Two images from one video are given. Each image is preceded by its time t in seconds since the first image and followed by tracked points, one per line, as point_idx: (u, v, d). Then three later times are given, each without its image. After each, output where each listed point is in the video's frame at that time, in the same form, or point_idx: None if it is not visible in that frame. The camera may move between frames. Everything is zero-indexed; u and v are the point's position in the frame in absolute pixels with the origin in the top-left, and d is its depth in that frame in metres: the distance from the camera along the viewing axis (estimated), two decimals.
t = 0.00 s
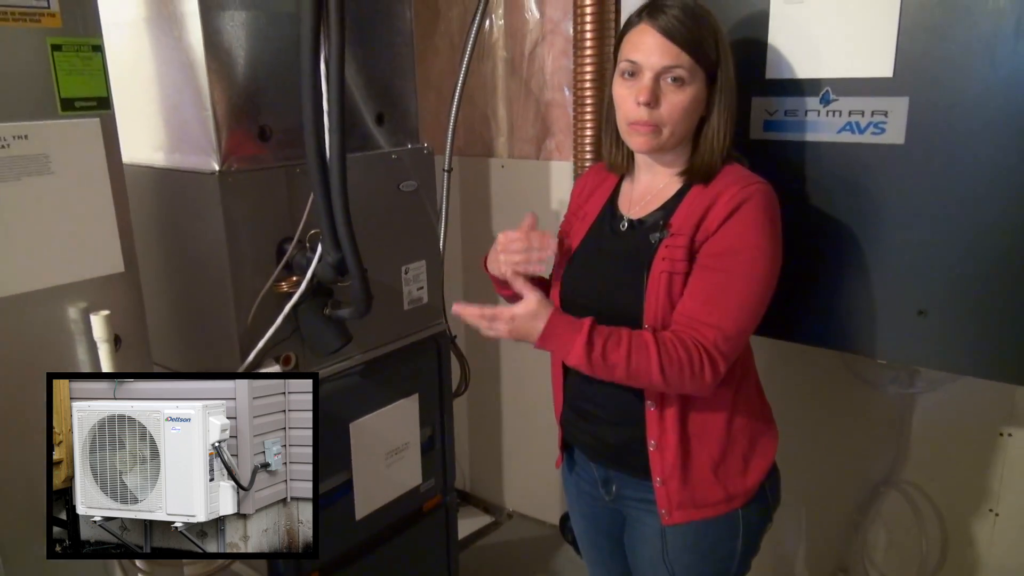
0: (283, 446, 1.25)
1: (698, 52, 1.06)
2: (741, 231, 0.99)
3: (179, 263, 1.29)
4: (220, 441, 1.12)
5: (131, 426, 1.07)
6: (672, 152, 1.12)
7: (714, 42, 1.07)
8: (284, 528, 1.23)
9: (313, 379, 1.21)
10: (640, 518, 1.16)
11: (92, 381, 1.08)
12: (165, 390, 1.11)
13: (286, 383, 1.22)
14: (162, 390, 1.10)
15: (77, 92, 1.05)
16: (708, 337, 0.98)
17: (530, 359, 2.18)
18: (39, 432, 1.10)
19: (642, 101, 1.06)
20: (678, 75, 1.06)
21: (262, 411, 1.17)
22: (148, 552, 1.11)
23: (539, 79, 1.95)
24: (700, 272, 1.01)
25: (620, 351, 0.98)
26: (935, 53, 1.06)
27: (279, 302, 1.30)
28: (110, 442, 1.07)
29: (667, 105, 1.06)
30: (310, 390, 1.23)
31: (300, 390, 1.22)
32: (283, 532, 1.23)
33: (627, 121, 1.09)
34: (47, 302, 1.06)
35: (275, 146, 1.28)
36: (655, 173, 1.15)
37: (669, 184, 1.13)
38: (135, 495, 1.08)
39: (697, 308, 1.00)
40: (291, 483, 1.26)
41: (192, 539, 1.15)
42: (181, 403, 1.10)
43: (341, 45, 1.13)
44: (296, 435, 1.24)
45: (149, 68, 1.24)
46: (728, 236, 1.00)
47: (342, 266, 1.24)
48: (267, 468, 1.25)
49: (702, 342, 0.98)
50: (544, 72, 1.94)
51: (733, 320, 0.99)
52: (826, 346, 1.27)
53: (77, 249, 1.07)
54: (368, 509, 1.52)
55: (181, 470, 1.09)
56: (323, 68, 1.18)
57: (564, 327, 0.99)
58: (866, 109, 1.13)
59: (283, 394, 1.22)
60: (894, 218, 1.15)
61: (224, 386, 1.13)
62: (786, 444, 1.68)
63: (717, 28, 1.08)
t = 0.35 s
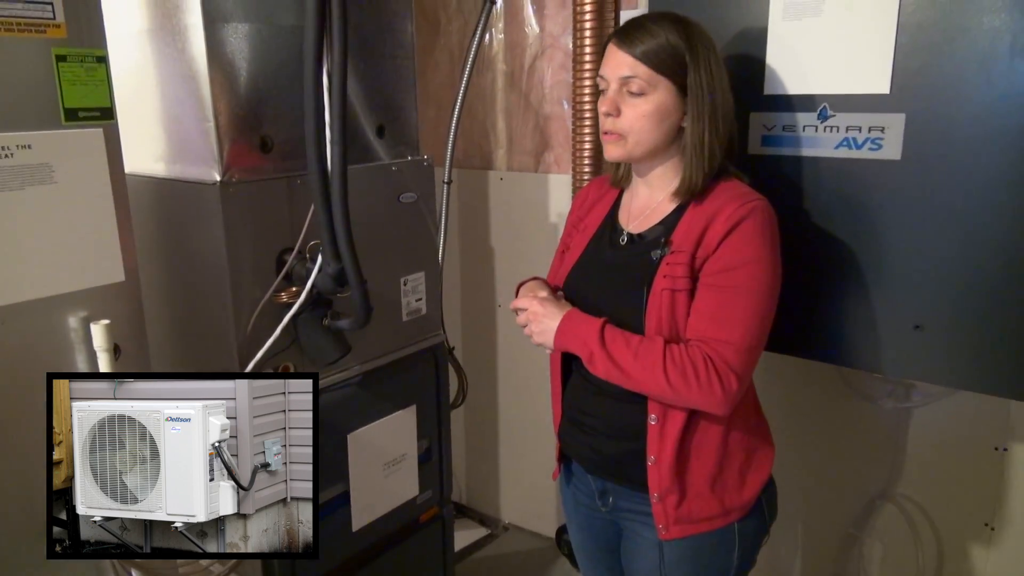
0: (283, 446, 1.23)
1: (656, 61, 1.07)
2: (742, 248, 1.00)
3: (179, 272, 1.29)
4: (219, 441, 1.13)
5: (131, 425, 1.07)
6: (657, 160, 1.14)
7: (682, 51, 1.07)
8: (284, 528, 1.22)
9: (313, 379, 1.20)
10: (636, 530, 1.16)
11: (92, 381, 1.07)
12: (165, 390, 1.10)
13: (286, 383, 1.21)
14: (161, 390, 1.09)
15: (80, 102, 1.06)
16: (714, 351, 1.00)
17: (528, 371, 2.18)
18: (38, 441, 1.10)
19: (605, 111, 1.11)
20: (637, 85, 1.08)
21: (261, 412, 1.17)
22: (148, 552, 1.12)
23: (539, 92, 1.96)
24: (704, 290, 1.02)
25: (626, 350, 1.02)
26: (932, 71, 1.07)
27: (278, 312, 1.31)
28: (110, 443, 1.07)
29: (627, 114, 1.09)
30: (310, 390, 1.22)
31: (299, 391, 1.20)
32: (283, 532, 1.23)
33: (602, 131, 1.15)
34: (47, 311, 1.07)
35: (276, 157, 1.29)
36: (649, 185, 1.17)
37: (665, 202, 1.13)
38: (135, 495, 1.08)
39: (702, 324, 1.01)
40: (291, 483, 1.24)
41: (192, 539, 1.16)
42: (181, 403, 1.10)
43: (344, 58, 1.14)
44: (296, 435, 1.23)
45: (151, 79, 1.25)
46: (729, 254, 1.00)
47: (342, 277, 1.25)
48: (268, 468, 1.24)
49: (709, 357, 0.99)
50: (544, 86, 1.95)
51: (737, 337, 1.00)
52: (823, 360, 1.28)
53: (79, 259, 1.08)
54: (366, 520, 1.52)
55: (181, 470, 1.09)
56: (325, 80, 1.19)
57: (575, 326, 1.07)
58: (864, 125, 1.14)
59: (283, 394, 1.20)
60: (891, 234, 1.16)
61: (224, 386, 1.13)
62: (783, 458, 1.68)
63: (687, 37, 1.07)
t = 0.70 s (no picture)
0: (283, 446, 1.22)
1: (645, 71, 1.07)
2: (740, 259, 1.00)
3: (176, 281, 1.29)
4: (220, 441, 1.12)
5: (131, 426, 1.07)
6: (651, 172, 1.14)
7: (671, 61, 1.07)
8: (284, 528, 1.21)
9: (313, 379, 1.19)
10: (633, 540, 1.16)
11: (91, 381, 1.07)
12: (164, 390, 1.09)
13: (286, 383, 1.19)
14: (161, 390, 1.09)
15: (78, 109, 1.06)
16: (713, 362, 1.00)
17: (525, 381, 2.18)
18: (34, 449, 1.09)
19: (595, 122, 1.12)
20: (626, 96, 1.09)
21: (261, 411, 1.15)
22: (148, 552, 1.11)
23: (536, 102, 1.97)
24: (702, 301, 1.02)
25: (627, 360, 1.02)
26: (928, 82, 1.08)
27: (275, 321, 1.30)
28: (110, 443, 1.07)
29: (618, 125, 1.10)
30: (310, 390, 1.20)
31: (300, 391, 1.19)
32: (283, 532, 1.22)
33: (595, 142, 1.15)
34: (43, 319, 1.06)
35: (274, 166, 1.29)
36: (643, 195, 1.17)
37: (657, 213, 1.13)
38: (135, 495, 1.08)
39: (701, 334, 1.01)
40: (291, 483, 1.22)
41: (192, 539, 1.15)
42: (181, 403, 1.09)
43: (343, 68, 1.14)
44: (296, 435, 1.22)
45: (150, 88, 1.25)
46: (727, 264, 1.01)
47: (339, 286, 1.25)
48: (268, 468, 1.22)
49: (707, 367, 1.00)
50: (541, 96, 1.95)
51: (735, 347, 1.00)
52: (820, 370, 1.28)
53: (76, 268, 1.08)
54: (361, 530, 1.51)
55: (181, 470, 1.09)
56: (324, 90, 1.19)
57: (576, 336, 1.06)
58: (860, 135, 1.15)
59: (283, 394, 1.19)
60: (888, 244, 1.16)
61: (224, 386, 1.12)
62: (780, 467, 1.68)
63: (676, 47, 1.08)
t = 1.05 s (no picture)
0: (283, 446, 1.23)
1: (649, 70, 1.05)
2: (745, 260, 0.98)
3: (168, 283, 1.27)
4: (219, 441, 1.12)
5: (132, 425, 1.06)
6: (651, 173, 1.12)
7: (675, 60, 1.05)
8: (284, 528, 1.23)
9: (313, 379, 1.20)
10: (633, 546, 1.14)
11: (91, 381, 1.06)
12: (164, 390, 1.09)
13: (286, 383, 1.20)
14: (161, 390, 1.08)
15: (66, 108, 1.04)
16: (718, 364, 0.98)
17: (523, 383, 2.16)
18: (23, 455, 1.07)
19: (597, 121, 1.09)
20: (629, 95, 1.06)
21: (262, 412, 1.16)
22: (148, 552, 1.10)
23: (534, 103, 1.95)
24: (706, 304, 1.00)
25: (629, 363, 1.00)
26: (933, 81, 1.06)
27: (269, 323, 1.28)
28: (110, 443, 1.05)
29: (621, 124, 1.07)
30: (310, 390, 1.21)
31: (300, 391, 1.20)
32: (283, 532, 1.23)
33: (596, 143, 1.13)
34: (30, 321, 1.04)
35: (268, 166, 1.27)
36: (644, 196, 1.15)
37: (660, 213, 1.11)
38: (135, 495, 1.07)
39: (704, 337, 0.99)
40: (291, 482, 1.24)
41: (192, 539, 1.14)
42: (181, 402, 1.09)
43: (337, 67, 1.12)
44: (296, 435, 1.23)
45: (141, 85, 1.22)
46: (731, 266, 0.99)
47: (333, 288, 1.22)
48: (268, 468, 1.23)
49: (712, 370, 0.98)
50: (539, 97, 1.94)
51: (740, 350, 0.98)
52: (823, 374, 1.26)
53: (63, 269, 1.06)
54: (356, 536, 1.49)
55: (181, 470, 1.08)
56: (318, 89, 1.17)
57: (577, 337, 1.04)
58: (864, 136, 1.13)
59: (283, 394, 1.20)
60: (892, 246, 1.14)
61: (224, 386, 1.12)
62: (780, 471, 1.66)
63: (681, 47, 1.06)
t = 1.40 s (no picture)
0: (283, 446, 1.25)
1: (668, 18, 0.97)
2: (771, 222, 0.91)
3: (155, 245, 1.20)
4: (219, 441, 1.17)
5: (131, 426, 1.15)
6: (669, 132, 1.05)
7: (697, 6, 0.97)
8: (284, 528, 1.26)
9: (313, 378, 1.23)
10: (645, 523, 1.09)
11: (92, 382, 1.17)
12: (163, 390, 1.17)
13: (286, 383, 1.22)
14: (159, 391, 1.16)
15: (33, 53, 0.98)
16: (741, 334, 0.92)
17: (527, 351, 2.10)
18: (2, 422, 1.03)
19: (611, 74, 1.01)
20: (646, 46, 0.98)
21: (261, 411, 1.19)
22: (148, 551, 1.20)
23: (540, 60, 1.86)
24: (728, 270, 0.94)
25: (646, 332, 0.94)
26: (976, 30, 0.98)
27: (262, 289, 1.22)
28: (110, 443, 1.15)
29: (638, 77, 0.99)
30: (310, 390, 1.24)
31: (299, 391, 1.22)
32: (283, 532, 1.26)
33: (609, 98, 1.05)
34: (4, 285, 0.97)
35: (259, 122, 1.19)
36: (661, 156, 1.08)
37: (677, 174, 1.04)
38: (135, 495, 1.17)
39: (726, 305, 0.93)
40: (292, 483, 1.27)
41: (192, 539, 1.21)
42: (181, 403, 1.16)
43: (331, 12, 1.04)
44: (296, 435, 1.26)
45: (123, 33, 1.14)
46: (756, 229, 0.92)
47: (329, 252, 1.16)
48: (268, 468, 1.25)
49: (734, 341, 0.91)
50: (545, 54, 1.85)
51: (764, 319, 0.91)
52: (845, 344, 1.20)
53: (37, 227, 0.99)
54: (356, 508, 1.44)
55: (181, 470, 1.15)
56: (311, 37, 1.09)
57: (589, 304, 0.97)
58: (899, 91, 1.05)
59: (283, 394, 1.22)
60: (924, 209, 1.07)
61: (224, 387, 1.16)
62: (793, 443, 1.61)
63: None
